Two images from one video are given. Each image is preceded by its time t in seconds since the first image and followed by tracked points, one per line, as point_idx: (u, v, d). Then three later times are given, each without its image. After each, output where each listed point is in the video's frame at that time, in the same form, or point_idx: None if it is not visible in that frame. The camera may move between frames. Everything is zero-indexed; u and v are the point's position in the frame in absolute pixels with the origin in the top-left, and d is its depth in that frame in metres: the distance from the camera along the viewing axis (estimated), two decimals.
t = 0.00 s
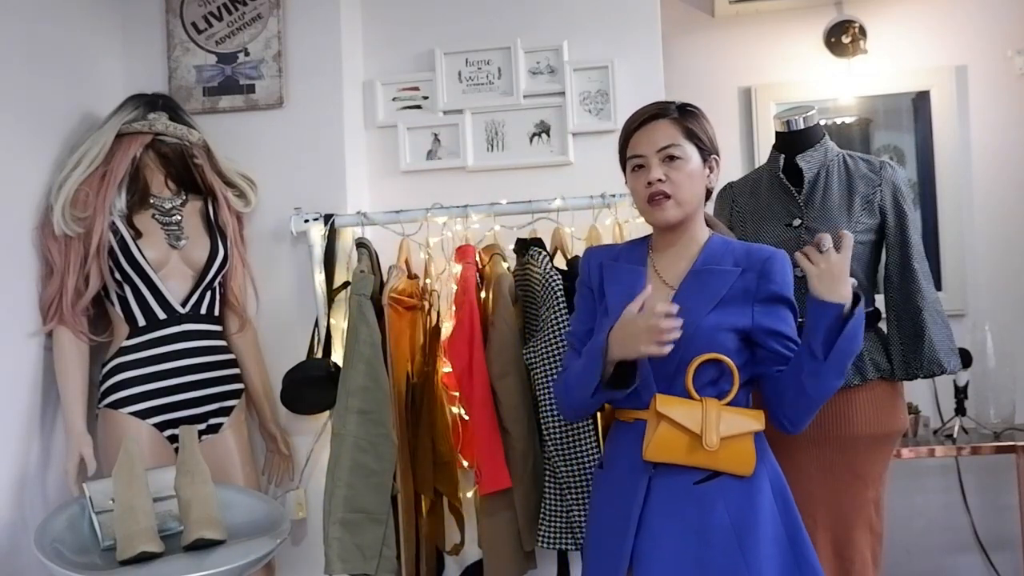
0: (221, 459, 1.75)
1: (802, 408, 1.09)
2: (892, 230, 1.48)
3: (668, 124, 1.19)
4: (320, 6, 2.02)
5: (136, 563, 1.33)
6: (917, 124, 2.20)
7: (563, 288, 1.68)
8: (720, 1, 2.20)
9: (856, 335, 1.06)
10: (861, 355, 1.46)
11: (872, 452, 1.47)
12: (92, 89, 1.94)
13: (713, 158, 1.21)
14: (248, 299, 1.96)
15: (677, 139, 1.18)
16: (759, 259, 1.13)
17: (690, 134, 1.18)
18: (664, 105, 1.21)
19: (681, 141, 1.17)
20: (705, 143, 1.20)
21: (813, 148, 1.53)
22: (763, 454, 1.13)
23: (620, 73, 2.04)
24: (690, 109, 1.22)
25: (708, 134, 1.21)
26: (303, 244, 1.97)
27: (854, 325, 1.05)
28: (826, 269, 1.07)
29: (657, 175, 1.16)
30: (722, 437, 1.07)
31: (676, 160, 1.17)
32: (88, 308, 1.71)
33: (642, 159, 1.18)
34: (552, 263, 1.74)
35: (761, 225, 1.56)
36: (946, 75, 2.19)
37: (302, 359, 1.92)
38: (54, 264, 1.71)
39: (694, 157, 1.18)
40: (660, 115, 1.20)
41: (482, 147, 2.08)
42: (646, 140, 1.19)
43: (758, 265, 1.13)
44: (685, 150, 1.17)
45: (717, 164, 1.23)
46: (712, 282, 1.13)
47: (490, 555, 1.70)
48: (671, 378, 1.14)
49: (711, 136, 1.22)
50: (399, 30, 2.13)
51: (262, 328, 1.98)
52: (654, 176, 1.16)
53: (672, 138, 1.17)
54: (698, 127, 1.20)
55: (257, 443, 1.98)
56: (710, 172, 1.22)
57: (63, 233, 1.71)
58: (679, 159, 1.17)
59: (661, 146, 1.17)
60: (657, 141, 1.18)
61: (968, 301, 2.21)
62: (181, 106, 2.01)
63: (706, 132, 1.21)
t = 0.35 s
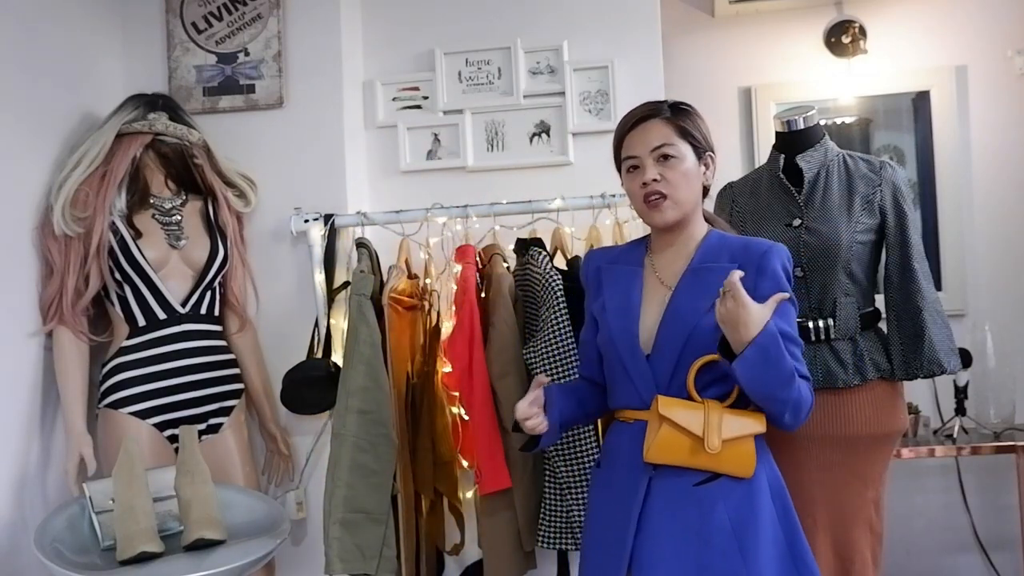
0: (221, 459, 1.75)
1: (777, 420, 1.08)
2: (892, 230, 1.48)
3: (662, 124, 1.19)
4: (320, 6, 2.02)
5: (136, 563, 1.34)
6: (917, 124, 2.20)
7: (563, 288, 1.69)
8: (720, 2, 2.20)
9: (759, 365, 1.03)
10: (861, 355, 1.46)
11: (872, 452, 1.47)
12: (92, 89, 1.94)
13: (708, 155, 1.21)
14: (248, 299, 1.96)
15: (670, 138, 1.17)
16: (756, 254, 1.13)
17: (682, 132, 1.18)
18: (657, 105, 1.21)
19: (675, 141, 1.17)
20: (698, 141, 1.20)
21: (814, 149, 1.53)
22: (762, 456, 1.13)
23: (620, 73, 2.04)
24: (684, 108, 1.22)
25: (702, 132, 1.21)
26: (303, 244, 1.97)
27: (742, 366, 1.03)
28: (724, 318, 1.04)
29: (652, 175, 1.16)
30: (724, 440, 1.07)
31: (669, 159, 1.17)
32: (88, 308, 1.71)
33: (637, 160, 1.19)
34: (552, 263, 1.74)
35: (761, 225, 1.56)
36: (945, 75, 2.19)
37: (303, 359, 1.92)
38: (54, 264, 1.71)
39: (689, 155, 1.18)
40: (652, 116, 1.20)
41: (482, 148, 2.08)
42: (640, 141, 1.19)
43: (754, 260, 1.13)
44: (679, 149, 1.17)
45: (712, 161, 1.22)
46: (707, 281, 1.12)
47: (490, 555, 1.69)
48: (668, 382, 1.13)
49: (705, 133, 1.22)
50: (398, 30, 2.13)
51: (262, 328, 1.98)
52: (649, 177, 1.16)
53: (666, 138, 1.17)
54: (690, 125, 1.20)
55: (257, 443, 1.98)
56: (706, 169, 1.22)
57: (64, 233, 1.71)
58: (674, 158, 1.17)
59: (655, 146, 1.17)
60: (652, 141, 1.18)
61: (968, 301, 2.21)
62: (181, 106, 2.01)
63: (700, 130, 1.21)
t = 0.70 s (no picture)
0: (222, 459, 1.75)
1: (775, 417, 1.10)
2: (892, 230, 1.48)
3: (654, 124, 1.19)
4: (320, 6, 2.02)
5: (137, 563, 1.34)
6: (917, 124, 2.20)
7: (563, 288, 1.69)
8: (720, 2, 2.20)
9: (790, 341, 1.02)
10: (861, 356, 1.45)
11: (872, 452, 1.47)
12: (92, 89, 1.94)
13: (702, 155, 1.21)
14: (248, 299, 1.96)
15: (662, 139, 1.17)
16: (745, 255, 1.12)
17: (675, 133, 1.18)
18: (651, 105, 1.21)
19: (667, 141, 1.17)
20: (691, 141, 1.19)
21: (814, 149, 1.53)
22: (751, 456, 1.12)
23: (620, 73, 2.04)
24: (678, 108, 1.22)
25: (696, 132, 1.21)
26: (303, 244, 1.97)
27: (778, 338, 1.02)
28: (753, 290, 1.03)
29: (643, 177, 1.16)
30: (707, 441, 1.07)
31: (660, 161, 1.17)
32: (88, 308, 1.71)
33: (629, 161, 1.19)
34: (552, 263, 1.74)
35: (761, 225, 1.56)
36: (945, 75, 2.19)
37: (303, 359, 1.92)
38: (54, 264, 1.71)
39: (682, 156, 1.18)
40: (645, 116, 1.20)
41: (482, 148, 2.08)
42: (632, 142, 1.19)
43: (744, 261, 1.12)
44: (671, 150, 1.17)
45: (707, 161, 1.22)
46: (696, 281, 1.12)
47: (490, 555, 1.69)
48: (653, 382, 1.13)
49: (699, 133, 1.21)
50: (398, 30, 2.13)
51: (262, 327, 1.98)
52: (640, 179, 1.16)
53: (658, 139, 1.17)
54: (683, 125, 1.19)
55: (257, 443, 1.98)
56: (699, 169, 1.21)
57: (64, 233, 1.71)
58: (665, 159, 1.17)
59: (646, 147, 1.17)
60: (644, 142, 1.18)
61: (968, 301, 2.21)
62: (181, 106, 2.01)
63: (694, 130, 1.21)
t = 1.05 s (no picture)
0: (221, 459, 1.75)
1: (772, 419, 1.09)
2: (892, 230, 1.48)
3: (654, 124, 1.18)
4: (319, 6, 2.02)
5: (137, 563, 1.34)
6: (917, 124, 2.20)
7: (563, 288, 1.69)
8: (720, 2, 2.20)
9: (801, 345, 1.03)
10: (861, 356, 1.45)
11: (871, 452, 1.47)
12: (92, 89, 1.94)
13: (700, 155, 1.21)
14: (248, 299, 1.96)
15: (660, 139, 1.17)
16: (742, 256, 1.12)
17: (673, 133, 1.18)
18: (651, 105, 1.21)
19: (666, 141, 1.17)
20: (690, 141, 1.19)
21: (814, 149, 1.53)
22: (747, 454, 1.12)
23: (620, 73, 2.04)
24: (678, 108, 1.22)
25: (696, 133, 1.21)
26: (303, 244, 1.97)
27: (790, 343, 1.02)
28: (762, 292, 1.04)
29: (641, 176, 1.16)
30: (703, 440, 1.07)
31: (658, 160, 1.16)
32: (88, 308, 1.71)
33: (627, 159, 1.19)
34: (552, 263, 1.74)
35: (761, 225, 1.56)
36: (945, 75, 2.19)
37: (303, 358, 1.92)
38: (54, 264, 1.71)
39: (680, 156, 1.18)
40: (644, 116, 1.20)
41: (482, 148, 2.08)
42: (630, 140, 1.19)
43: (741, 262, 1.12)
44: (669, 150, 1.17)
45: (705, 162, 1.22)
46: (693, 281, 1.12)
47: (490, 555, 1.69)
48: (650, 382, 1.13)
49: (698, 133, 1.21)
50: (398, 30, 2.13)
51: (262, 328, 1.98)
52: (637, 178, 1.16)
53: (657, 138, 1.17)
54: (682, 125, 1.19)
55: (257, 443, 1.98)
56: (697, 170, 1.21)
57: (64, 233, 1.71)
58: (663, 159, 1.16)
59: (645, 147, 1.17)
60: (642, 141, 1.18)
61: (968, 301, 2.21)
62: (181, 106, 2.01)
63: (693, 131, 1.20)
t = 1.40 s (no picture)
0: (221, 459, 1.75)
1: (774, 416, 1.09)
2: (892, 230, 1.48)
3: (667, 120, 1.19)
4: (319, 6, 2.02)
5: (137, 563, 1.34)
6: (917, 124, 2.20)
7: (563, 288, 1.69)
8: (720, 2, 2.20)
9: (795, 342, 1.03)
10: (861, 356, 1.45)
11: (871, 452, 1.47)
12: (92, 89, 1.94)
13: (709, 160, 1.21)
14: (248, 299, 1.97)
15: (672, 134, 1.18)
16: (742, 254, 1.12)
17: (686, 131, 1.19)
18: (666, 103, 1.21)
19: (678, 138, 1.18)
20: (700, 141, 1.20)
21: (814, 149, 1.53)
22: (748, 454, 1.12)
23: (620, 73, 2.04)
24: (691, 109, 1.22)
25: (706, 135, 1.21)
26: (303, 244, 1.97)
27: (784, 340, 1.02)
28: (757, 291, 1.03)
29: (649, 167, 1.16)
30: (704, 439, 1.07)
31: (668, 154, 1.17)
32: (88, 308, 1.71)
33: (637, 151, 1.19)
34: (552, 263, 1.74)
35: (761, 224, 1.56)
36: (946, 75, 2.19)
37: (303, 359, 1.92)
38: (54, 264, 1.71)
39: (689, 154, 1.18)
40: (660, 109, 1.21)
41: (482, 147, 2.08)
42: (642, 133, 1.19)
43: (741, 260, 1.12)
44: (680, 146, 1.17)
45: (711, 167, 1.22)
46: (694, 280, 1.12)
47: (490, 555, 1.69)
48: (650, 381, 1.13)
49: (708, 136, 1.22)
50: (398, 30, 2.13)
51: (261, 328, 1.98)
52: (645, 169, 1.16)
53: (668, 133, 1.18)
54: (694, 125, 1.20)
55: (257, 443, 1.98)
56: (704, 172, 1.22)
57: (64, 233, 1.71)
58: (673, 154, 1.17)
59: (656, 140, 1.17)
60: (654, 135, 1.18)
61: (968, 301, 2.21)
62: (181, 106, 2.01)
63: (704, 133, 1.21)
